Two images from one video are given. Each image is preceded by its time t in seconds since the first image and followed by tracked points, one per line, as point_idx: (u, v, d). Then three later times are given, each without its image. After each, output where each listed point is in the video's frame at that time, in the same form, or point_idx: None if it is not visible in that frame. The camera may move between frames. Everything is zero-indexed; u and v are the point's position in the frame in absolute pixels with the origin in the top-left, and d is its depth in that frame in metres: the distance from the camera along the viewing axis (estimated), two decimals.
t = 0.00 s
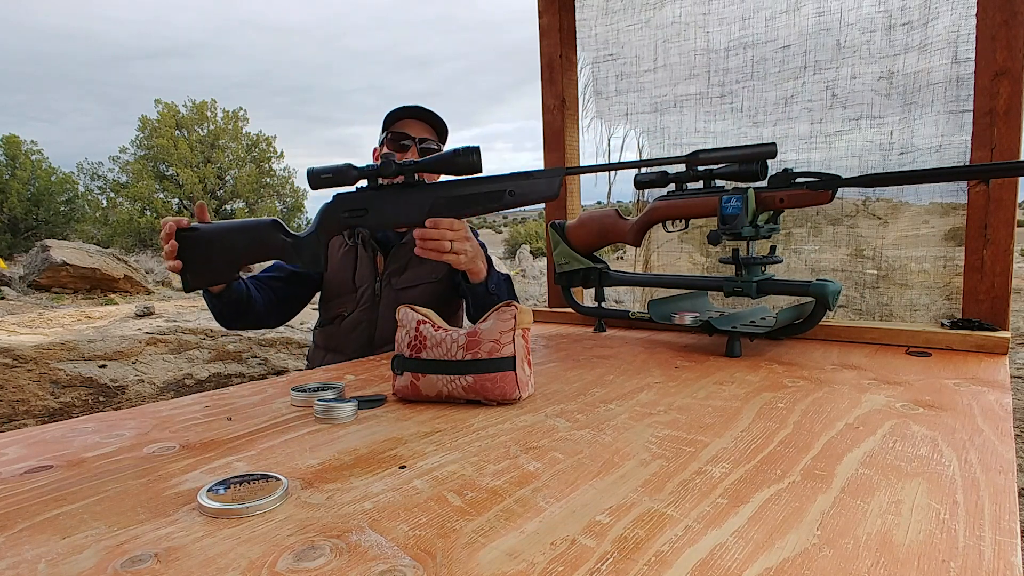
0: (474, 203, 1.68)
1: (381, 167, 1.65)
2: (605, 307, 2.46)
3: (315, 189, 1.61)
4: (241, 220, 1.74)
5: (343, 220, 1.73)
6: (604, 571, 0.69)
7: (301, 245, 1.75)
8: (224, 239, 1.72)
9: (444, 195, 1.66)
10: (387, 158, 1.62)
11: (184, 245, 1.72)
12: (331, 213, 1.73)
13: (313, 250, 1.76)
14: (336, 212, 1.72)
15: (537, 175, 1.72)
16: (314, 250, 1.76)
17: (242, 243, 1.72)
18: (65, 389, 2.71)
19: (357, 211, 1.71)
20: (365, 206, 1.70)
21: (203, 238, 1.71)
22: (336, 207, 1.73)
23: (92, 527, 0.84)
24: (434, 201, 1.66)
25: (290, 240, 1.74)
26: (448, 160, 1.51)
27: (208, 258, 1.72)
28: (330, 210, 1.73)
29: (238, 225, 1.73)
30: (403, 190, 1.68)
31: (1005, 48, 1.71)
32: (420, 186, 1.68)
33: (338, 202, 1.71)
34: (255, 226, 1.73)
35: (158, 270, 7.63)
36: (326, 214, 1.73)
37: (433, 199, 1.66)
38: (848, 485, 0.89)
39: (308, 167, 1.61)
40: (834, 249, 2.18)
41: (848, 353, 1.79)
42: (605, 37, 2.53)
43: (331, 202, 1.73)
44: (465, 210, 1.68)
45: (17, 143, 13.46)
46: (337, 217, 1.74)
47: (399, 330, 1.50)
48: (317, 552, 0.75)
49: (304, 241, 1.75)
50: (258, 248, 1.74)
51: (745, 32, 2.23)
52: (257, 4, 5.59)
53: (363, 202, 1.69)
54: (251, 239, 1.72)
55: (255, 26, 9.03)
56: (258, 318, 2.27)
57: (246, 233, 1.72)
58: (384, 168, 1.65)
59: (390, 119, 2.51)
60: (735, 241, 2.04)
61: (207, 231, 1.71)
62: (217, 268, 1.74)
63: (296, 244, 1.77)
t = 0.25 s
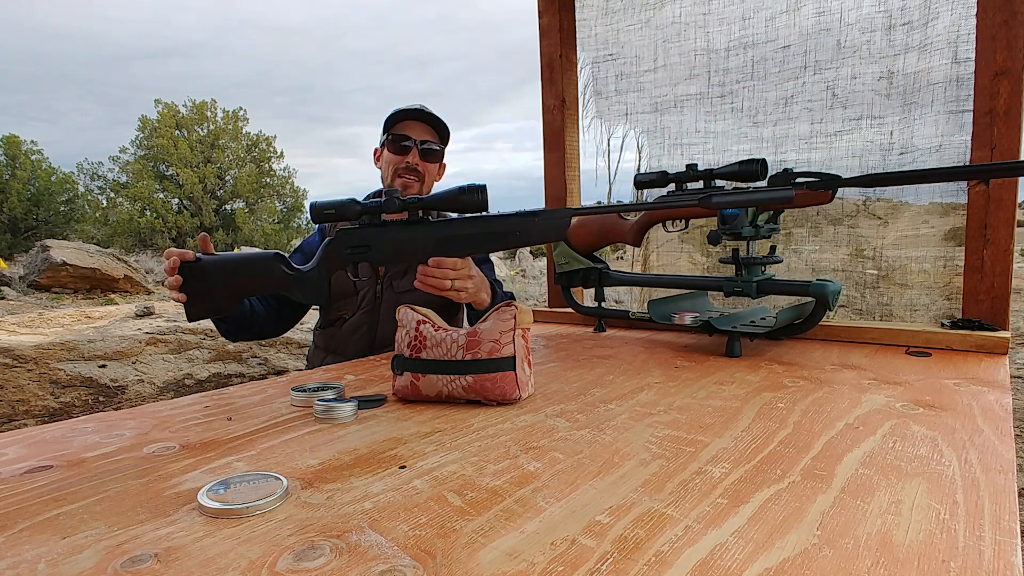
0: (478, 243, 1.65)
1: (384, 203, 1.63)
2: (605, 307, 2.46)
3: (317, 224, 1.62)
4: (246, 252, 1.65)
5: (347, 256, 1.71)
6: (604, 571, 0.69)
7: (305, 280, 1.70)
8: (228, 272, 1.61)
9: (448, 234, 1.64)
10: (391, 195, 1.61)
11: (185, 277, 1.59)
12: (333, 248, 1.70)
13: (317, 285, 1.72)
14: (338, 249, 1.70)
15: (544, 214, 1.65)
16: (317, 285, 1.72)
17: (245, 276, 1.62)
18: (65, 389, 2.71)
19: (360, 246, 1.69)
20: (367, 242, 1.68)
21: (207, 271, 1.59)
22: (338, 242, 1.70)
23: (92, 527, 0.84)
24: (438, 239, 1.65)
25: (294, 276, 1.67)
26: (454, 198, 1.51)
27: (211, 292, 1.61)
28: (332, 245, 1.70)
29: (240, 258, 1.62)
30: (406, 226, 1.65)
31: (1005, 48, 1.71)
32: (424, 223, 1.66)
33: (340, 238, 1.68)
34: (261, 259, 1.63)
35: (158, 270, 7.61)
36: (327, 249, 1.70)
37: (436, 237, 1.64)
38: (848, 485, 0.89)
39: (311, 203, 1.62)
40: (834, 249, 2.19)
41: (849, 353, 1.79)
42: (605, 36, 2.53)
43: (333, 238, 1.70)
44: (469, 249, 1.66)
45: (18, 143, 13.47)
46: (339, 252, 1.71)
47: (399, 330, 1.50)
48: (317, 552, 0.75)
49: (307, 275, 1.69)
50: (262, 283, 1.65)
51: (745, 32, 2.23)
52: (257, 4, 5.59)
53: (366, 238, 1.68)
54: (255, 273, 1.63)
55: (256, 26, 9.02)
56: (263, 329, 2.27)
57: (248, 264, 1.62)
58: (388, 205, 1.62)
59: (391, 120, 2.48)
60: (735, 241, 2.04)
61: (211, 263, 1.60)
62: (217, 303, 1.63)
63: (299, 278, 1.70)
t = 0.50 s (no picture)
0: (479, 246, 1.61)
1: (386, 207, 1.64)
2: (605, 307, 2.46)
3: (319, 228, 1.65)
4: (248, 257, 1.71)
5: (347, 260, 1.70)
6: (604, 571, 0.69)
7: (305, 284, 1.71)
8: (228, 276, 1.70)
9: (448, 237, 1.60)
10: (391, 199, 1.61)
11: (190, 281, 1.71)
12: (334, 252, 1.69)
13: (318, 289, 1.72)
14: (341, 253, 1.69)
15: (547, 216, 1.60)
16: (318, 289, 1.72)
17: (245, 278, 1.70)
18: (65, 389, 2.71)
19: (362, 251, 1.68)
20: (369, 246, 1.67)
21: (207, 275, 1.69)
22: (340, 246, 1.69)
23: (92, 527, 0.84)
24: (440, 242, 1.62)
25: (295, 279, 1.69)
26: (455, 200, 1.51)
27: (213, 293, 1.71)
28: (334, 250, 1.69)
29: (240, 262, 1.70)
30: (408, 229, 1.63)
31: (1005, 48, 1.71)
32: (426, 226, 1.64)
33: (341, 241, 1.68)
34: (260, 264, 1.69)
35: (158, 270, 7.61)
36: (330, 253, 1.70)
37: (438, 241, 1.61)
38: (848, 485, 0.89)
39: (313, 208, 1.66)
40: (834, 249, 2.19)
41: (849, 353, 1.79)
42: (605, 37, 2.53)
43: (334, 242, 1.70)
44: (470, 252, 1.61)
45: (18, 143, 13.47)
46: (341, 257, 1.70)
47: (399, 330, 1.50)
48: (317, 552, 0.75)
49: (308, 280, 1.70)
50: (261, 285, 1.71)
51: (745, 32, 2.23)
52: (258, 4, 5.58)
53: (368, 242, 1.66)
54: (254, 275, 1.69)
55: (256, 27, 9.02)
56: (266, 333, 2.28)
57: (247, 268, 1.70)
58: (390, 209, 1.62)
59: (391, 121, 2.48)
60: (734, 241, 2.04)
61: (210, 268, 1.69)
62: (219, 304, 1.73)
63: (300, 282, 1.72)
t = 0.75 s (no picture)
0: (483, 245, 1.64)
1: (387, 209, 1.64)
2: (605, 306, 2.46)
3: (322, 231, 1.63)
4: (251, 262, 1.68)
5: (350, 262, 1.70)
6: (605, 571, 0.69)
7: (308, 288, 1.70)
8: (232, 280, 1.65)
9: (451, 237, 1.63)
10: (392, 201, 1.60)
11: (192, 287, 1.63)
12: (336, 255, 1.70)
13: (321, 292, 1.72)
14: (343, 256, 1.69)
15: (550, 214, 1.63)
16: (321, 292, 1.72)
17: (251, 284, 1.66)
18: (65, 389, 2.71)
19: (364, 254, 1.68)
20: (371, 248, 1.67)
21: (213, 280, 1.63)
22: (342, 249, 1.69)
23: (92, 527, 0.84)
24: (443, 243, 1.64)
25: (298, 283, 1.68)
26: (456, 201, 1.51)
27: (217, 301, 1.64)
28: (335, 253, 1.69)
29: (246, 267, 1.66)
30: (410, 230, 1.64)
31: (1005, 48, 1.71)
32: (428, 226, 1.64)
33: (344, 244, 1.68)
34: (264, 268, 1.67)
35: (158, 270, 7.61)
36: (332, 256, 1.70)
37: (441, 241, 1.63)
38: (848, 485, 0.89)
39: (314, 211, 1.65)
40: (834, 249, 2.19)
41: (849, 353, 1.79)
42: (605, 37, 2.53)
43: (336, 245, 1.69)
44: (474, 251, 1.64)
45: (18, 143, 13.47)
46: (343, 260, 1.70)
47: (399, 330, 1.50)
48: (317, 552, 0.75)
49: (311, 283, 1.70)
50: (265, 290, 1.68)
51: (745, 32, 2.23)
52: (258, 4, 5.58)
53: (369, 244, 1.66)
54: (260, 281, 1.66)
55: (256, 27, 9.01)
56: (268, 336, 2.27)
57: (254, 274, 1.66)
58: (390, 210, 1.62)
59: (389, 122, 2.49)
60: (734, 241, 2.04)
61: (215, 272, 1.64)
62: (222, 311, 1.67)
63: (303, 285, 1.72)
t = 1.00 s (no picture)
0: (491, 259, 1.65)
1: (395, 220, 1.64)
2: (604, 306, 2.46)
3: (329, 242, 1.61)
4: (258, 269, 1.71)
5: (356, 273, 1.68)
6: (604, 571, 0.69)
7: (315, 296, 1.71)
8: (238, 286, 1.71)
9: (461, 249, 1.63)
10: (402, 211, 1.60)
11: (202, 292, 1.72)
12: (343, 265, 1.68)
13: (327, 301, 1.72)
14: (349, 266, 1.67)
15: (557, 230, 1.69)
16: (328, 301, 1.72)
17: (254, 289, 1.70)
18: (65, 389, 2.71)
19: (370, 264, 1.67)
20: (378, 259, 1.66)
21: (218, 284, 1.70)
22: (348, 259, 1.67)
23: (92, 527, 0.84)
24: (451, 254, 1.63)
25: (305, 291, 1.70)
26: (465, 214, 1.51)
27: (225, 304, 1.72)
28: (342, 262, 1.67)
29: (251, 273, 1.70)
30: (418, 242, 1.65)
31: (1005, 48, 1.70)
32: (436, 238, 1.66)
33: (352, 253, 1.65)
34: (268, 275, 1.68)
35: (158, 270, 7.61)
36: (338, 266, 1.67)
37: (449, 252, 1.63)
38: (848, 485, 0.89)
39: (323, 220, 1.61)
40: (834, 249, 2.19)
41: (849, 353, 1.79)
42: (605, 36, 2.53)
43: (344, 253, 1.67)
44: (481, 265, 1.65)
45: (18, 143, 13.48)
46: (349, 270, 1.68)
47: (399, 330, 1.50)
48: (317, 552, 0.75)
49: (317, 292, 1.71)
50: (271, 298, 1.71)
51: (745, 32, 2.23)
52: (258, 4, 5.58)
53: (376, 255, 1.65)
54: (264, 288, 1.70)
55: (256, 27, 9.01)
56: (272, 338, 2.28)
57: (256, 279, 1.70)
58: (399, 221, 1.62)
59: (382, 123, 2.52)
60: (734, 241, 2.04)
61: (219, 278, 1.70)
62: (230, 315, 1.73)
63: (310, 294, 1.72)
